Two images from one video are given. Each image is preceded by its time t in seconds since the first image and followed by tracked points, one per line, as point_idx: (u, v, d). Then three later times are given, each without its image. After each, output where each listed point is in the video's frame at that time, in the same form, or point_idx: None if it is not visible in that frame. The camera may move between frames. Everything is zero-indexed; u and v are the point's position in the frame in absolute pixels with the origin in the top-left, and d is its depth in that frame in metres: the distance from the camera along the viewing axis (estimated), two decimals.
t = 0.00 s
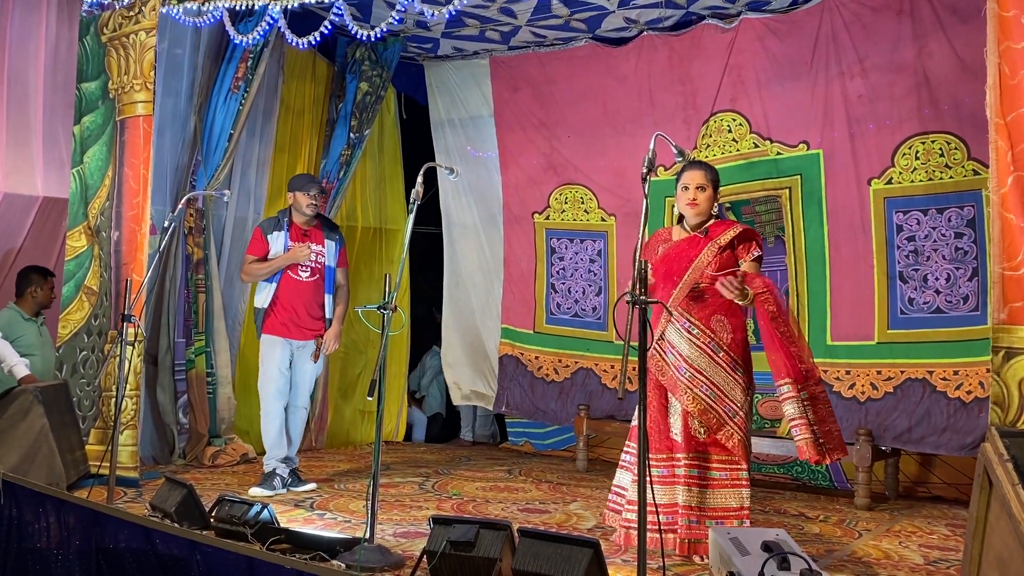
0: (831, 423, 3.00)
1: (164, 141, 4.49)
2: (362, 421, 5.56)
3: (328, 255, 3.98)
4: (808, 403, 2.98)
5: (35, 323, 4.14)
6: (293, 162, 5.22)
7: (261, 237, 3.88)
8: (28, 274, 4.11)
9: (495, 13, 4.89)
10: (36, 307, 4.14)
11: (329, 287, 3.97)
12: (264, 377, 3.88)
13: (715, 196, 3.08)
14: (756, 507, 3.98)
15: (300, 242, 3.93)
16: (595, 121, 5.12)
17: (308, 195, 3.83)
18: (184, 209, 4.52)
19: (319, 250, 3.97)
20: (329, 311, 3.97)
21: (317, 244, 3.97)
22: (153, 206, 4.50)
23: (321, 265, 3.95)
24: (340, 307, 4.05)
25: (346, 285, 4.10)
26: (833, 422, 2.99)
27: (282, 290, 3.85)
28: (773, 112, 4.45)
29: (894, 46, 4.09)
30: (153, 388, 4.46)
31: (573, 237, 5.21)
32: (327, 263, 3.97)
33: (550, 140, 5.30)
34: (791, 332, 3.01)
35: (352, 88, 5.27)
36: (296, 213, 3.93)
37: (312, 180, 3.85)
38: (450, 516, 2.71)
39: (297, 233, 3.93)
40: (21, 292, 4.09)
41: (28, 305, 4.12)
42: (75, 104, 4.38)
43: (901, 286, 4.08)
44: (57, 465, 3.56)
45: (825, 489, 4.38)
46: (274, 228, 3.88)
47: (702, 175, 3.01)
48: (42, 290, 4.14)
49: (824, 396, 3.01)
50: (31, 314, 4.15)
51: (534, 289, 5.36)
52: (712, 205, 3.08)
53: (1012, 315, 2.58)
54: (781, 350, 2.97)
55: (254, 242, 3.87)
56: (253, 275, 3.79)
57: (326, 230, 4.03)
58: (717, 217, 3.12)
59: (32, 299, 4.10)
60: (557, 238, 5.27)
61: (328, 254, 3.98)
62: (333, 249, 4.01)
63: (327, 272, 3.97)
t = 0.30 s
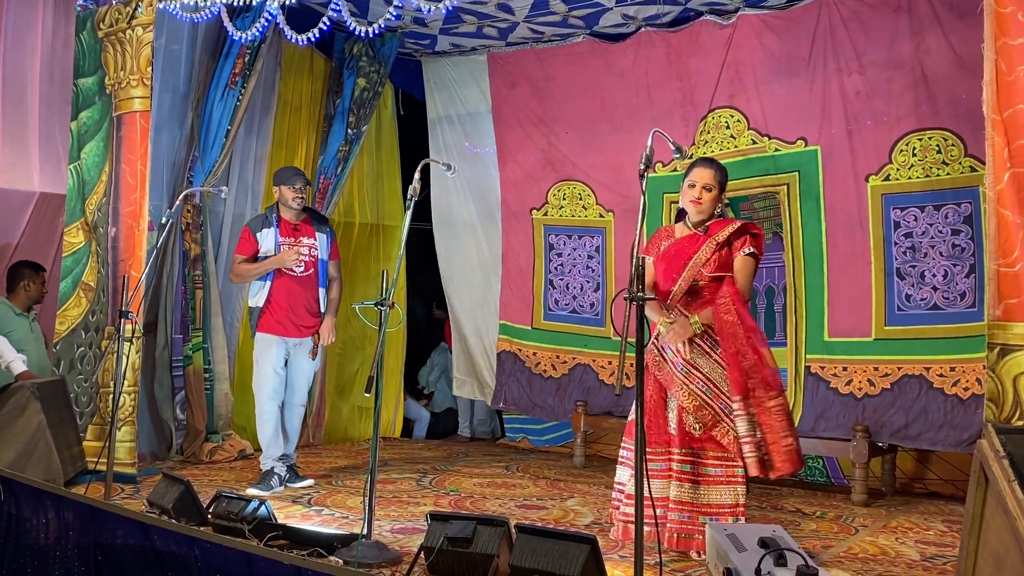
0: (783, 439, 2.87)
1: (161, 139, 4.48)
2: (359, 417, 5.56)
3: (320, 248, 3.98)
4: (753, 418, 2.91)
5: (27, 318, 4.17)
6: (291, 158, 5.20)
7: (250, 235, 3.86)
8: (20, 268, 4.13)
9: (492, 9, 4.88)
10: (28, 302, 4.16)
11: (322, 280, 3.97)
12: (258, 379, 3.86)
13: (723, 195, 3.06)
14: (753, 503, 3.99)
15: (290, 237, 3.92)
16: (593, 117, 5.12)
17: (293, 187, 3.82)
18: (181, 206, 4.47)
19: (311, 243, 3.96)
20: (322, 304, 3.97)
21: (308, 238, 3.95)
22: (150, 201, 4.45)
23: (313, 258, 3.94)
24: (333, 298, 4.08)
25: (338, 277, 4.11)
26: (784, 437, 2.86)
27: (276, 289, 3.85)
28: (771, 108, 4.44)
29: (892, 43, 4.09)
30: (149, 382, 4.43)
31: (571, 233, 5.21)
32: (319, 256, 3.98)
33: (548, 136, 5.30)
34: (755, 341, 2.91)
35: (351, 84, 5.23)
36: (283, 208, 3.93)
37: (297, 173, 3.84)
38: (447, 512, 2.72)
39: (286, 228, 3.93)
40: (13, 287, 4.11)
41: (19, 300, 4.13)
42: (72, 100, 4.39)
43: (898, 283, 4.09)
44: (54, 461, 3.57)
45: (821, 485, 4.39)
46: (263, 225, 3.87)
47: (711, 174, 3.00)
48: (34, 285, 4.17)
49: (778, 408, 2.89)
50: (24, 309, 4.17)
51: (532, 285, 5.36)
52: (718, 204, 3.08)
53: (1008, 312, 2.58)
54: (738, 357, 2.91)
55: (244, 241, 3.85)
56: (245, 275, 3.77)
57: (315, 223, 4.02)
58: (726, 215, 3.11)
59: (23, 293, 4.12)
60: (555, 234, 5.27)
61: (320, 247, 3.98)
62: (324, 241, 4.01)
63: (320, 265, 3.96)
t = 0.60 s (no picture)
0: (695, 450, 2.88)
1: (157, 134, 4.44)
2: (356, 415, 5.54)
3: (306, 239, 3.97)
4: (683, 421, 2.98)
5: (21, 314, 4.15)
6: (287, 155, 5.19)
7: (234, 229, 3.83)
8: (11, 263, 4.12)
9: (488, 5, 4.87)
10: (21, 297, 4.16)
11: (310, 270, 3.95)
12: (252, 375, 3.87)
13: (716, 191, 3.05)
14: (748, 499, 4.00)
15: (275, 229, 3.91)
16: (589, 114, 5.12)
17: (275, 178, 3.82)
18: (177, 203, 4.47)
19: (296, 234, 3.95)
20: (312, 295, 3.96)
21: (293, 229, 3.94)
22: (146, 197, 4.41)
23: (300, 249, 3.94)
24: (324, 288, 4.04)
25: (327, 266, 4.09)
26: (694, 449, 2.87)
27: (264, 285, 3.85)
28: (767, 105, 4.45)
29: (888, 39, 4.10)
30: (146, 380, 4.44)
31: (568, 230, 5.21)
32: (306, 246, 3.96)
33: (545, 132, 5.30)
34: (719, 353, 2.90)
35: (346, 81, 5.24)
36: (265, 200, 3.92)
37: (278, 163, 3.85)
38: (444, 509, 2.72)
39: (270, 220, 3.91)
40: (5, 283, 4.09)
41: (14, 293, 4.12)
42: (67, 96, 4.39)
43: (893, 280, 4.09)
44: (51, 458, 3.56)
45: (817, 481, 4.41)
46: (246, 219, 3.85)
47: (696, 168, 2.99)
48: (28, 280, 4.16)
49: (706, 424, 2.87)
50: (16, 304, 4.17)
51: (529, 281, 5.36)
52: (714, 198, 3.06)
53: (1000, 308, 2.59)
54: (699, 360, 2.94)
55: (227, 236, 3.82)
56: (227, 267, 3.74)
57: (299, 213, 4.02)
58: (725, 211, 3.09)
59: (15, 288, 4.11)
60: (552, 230, 5.27)
61: (306, 237, 3.97)
62: (309, 231, 4.00)
63: (307, 255, 3.95)
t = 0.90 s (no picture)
0: (689, 455, 2.91)
1: (152, 130, 4.48)
2: (353, 412, 5.55)
3: (295, 233, 3.95)
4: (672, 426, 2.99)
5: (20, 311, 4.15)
6: (282, 152, 5.21)
7: (222, 227, 3.82)
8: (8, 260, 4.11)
9: (484, 2, 4.84)
10: (19, 294, 4.14)
11: (301, 266, 3.94)
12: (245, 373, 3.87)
13: (697, 188, 3.03)
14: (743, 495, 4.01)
15: (265, 225, 3.90)
16: (585, 111, 5.12)
17: (264, 174, 3.81)
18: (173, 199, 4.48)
19: (286, 230, 3.94)
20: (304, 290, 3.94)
21: (282, 224, 3.93)
22: (141, 194, 4.44)
23: (290, 244, 3.92)
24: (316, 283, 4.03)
25: (318, 261, 4.06)
26: (689, 453, 2.89)
27: (254, 282, 3.85)
28: (763, 102, 4.45)
29: (883, 36, 4.10)
30: (141, 377, 4.42)
31: (565, 226, 5.21)
32: (296, 241, 3.95)
33: (541, 129, 5.30)
34: (699, 353, 2.91)
35: (341, 78, 5.22)
36: (253, 196, 3.91)
37: (267, 158, 3.82)
38: (440, 505, 2.72)
39: (259, 216, 3.90)
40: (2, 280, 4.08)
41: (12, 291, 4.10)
42: (62, 93, 4.38)
43: (888, 276, 4.10)
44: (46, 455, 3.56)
45: (812, 477, 4.42)
46: (235, 216, 3.84)
47: (668, 163, 3.01)
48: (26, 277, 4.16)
49: (696, 426, 2.89)
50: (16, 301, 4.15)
51: (526, 278, 5.36)
52: (694, 195, 3.04)
53: (993, 304, 2.59)
54: (682, 362, 2.94)
55: (216, 234, 3.81)
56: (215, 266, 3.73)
57: (288, 208, 4.01)
58: (710, 210, 3.06)
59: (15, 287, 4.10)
60: (548, 227, 5.27)
61: (295, 232, 3.96)
62: (299, 226, 3.99)
63: (297, 249, 3.94)
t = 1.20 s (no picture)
0: (663, 450, 2.93)
1: (147, 127, 4.44)
2: (350, 409, 5.54)
3: (294, 231, 3.94)
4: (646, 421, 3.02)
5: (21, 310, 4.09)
6: (278, 149, 5.21)
7: (221, 224, 3.81)
8: (7, 258, 4.09)
9: None
10: (17, 292, 4.14)
11: (299, 264, 3.92)
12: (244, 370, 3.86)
13: (679, 185, 3.05)
14: (740, 492, 4.01)
15: (263, 223, 3.89)
16: (581, 108, 5.12)
17: (263, 170, 3.77)
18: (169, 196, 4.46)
19: (285, 227, 3.93)
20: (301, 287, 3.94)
21: (282, 222, 3.92)
22: (137, 190, 4.41)
23: (289, 242, 3.91)
24: (315, 281, 4.01)
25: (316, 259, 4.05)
26: (661, 448, 2.91)
27: (253, 278, 3.85)
28: (759, 99, 4.45)
29: (879, 33, 4.11)
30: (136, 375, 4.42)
31: (561, 223, 5.21)
32: (295, 239, 3.93)
33: (538, 126, 5.30)
34: (667, 349, 2.94)
35: (337, 74, 5.21)
36: (251, 192, 3.89)
37: (266, 155, 3.79)
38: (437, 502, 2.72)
39: (258, 213, 3.90)
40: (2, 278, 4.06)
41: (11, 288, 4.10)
42: (56, 89, 4.36)
43: (884, 273, 4.11)
44: (41, 453, 3.55)
45: (808, 473, 4.43)
46: (233, 213, 3.83)
47: (652, 160, 3.05)
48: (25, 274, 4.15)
49: (668, 421, 2.91)
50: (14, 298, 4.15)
51: (522, 275, 5.36)
52: (677, 191, 3.05)
53: (988, 301, 2.60)
54: (653, 358, 2.98)
55: (214, 231, 3.80)
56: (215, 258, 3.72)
57: (286, 204, 4.00)
58: (692, 207, 3.05)
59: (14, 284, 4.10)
60: (545, 224, 5.27)
61: (294, 229, 3.94)
62: (297, 223, 3.97)
63: (295, 247, 3.92)
